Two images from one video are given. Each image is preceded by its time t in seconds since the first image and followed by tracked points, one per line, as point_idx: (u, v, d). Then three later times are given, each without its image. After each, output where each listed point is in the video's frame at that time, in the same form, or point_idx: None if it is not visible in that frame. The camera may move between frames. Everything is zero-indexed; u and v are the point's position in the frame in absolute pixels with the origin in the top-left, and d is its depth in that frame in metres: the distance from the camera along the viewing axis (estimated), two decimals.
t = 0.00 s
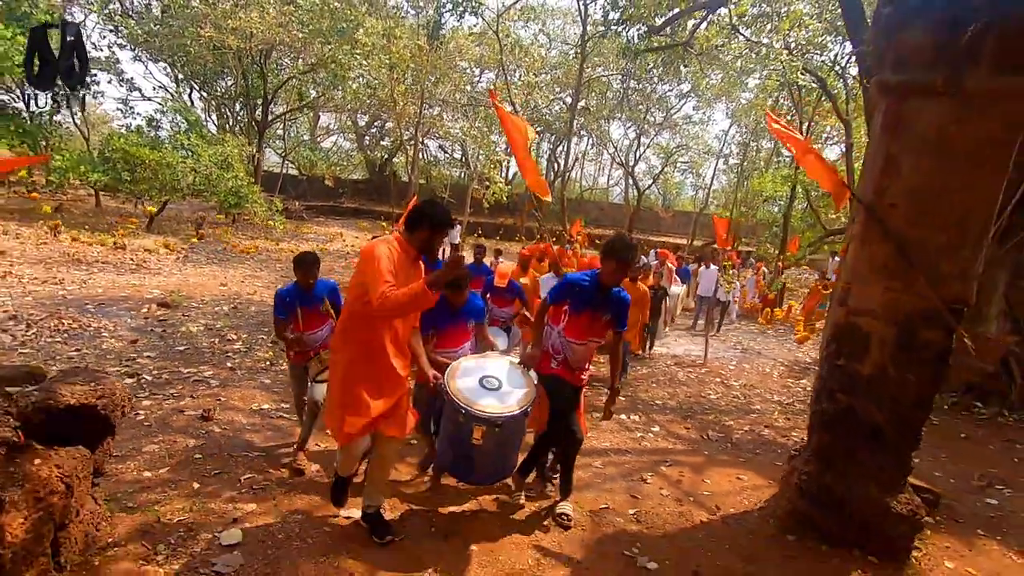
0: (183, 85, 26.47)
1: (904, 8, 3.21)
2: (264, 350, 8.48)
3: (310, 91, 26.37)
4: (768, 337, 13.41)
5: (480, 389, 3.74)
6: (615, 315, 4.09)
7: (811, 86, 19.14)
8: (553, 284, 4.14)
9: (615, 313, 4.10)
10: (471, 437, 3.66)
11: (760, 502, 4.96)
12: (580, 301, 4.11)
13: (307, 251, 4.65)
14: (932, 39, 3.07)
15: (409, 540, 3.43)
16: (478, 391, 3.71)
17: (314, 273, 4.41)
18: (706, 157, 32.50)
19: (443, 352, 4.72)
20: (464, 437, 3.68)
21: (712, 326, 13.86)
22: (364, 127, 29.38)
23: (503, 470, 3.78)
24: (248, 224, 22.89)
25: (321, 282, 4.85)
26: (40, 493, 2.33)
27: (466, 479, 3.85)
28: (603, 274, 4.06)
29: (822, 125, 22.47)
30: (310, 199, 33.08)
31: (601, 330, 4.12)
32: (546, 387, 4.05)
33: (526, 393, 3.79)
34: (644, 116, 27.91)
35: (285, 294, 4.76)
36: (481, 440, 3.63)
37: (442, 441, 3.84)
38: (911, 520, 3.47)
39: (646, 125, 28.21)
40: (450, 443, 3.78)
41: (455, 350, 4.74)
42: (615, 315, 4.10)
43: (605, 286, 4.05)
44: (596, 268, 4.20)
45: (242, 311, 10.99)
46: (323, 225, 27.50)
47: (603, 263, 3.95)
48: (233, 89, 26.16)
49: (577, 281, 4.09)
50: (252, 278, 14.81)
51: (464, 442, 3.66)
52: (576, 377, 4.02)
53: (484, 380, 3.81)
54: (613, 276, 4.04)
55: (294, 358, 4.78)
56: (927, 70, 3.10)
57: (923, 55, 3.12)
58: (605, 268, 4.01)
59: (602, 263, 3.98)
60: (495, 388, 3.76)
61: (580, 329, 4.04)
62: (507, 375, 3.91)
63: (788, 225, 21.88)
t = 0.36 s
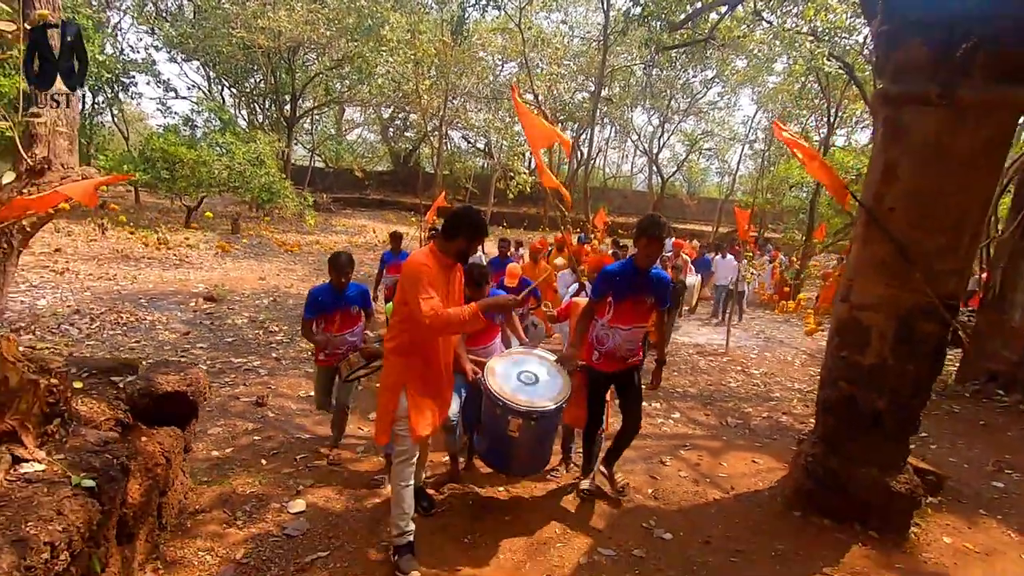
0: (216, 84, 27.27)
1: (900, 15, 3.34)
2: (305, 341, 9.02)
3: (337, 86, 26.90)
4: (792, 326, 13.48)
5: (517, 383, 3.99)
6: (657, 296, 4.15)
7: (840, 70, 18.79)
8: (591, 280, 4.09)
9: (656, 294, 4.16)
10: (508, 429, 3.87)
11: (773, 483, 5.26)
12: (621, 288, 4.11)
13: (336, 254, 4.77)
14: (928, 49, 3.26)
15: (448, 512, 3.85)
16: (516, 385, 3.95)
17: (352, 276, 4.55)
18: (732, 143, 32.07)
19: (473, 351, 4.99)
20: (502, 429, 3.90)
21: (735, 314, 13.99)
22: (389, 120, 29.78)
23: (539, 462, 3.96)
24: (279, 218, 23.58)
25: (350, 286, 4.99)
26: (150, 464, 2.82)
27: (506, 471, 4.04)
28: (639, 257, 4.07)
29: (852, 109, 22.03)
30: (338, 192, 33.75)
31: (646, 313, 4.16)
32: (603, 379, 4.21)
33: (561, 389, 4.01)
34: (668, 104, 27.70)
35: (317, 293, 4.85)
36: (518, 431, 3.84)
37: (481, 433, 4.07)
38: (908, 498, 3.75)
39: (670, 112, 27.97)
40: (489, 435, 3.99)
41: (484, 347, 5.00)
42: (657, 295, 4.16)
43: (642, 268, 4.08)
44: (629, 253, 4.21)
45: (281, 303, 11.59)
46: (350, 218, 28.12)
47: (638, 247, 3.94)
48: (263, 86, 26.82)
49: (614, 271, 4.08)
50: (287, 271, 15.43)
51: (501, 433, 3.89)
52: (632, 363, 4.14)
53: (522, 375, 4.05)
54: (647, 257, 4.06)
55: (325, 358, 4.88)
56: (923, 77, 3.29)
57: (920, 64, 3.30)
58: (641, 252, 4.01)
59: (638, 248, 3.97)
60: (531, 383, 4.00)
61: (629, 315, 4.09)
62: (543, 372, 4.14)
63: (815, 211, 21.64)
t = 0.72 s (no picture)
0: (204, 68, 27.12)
1: (850, 14, 3.67)
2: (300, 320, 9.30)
3: (326, 69, 26.83)
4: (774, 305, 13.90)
5: (510, 361, 3.65)
6: (659, 275, 3.89)
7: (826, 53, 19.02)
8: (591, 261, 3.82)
9: (657, 273, 3.90)
10: (500, 409, 3.55)
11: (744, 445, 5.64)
12: (621, 266, 3.88)
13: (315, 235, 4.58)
14: (876, 45, 3.58)
15: (439, 468, 4.04)
16: (508, 362, 3.61)
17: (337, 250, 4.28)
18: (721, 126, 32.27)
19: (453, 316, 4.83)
20: (492, 408, 3.58)
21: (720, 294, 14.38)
22: (378, 103, 29.70)
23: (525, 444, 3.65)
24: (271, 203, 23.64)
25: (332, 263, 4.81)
26: (171, 419, 3.14)
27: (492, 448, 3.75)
28: (638, 235, 3.81)
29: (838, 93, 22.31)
30: (329, 176, 33.73)
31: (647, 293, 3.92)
32: (605, 363, 3.95)
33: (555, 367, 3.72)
34: (657, 88, 27.92)
35: (299, 274, 4.70)
36: (510, 411, 3.53)
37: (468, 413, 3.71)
38: (859, 449, 4.12)
39: (659, 95, 28.09)
40: (477, 415, 3.65)
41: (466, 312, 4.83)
42: (658, 274, 3.90)
43: (641, 246, 3.81)
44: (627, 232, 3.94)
45: (276, 285, 11.82)
46: (341, 202, 28.14)
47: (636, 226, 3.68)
48: (251, 69, 26.64)
49: (613, 250, 3.81)
50: (280, 255, 15.62)
51: (492, 413, 3.57)
52: (637, 352, 3.84)
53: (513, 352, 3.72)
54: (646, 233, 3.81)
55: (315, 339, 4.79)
56: (872, 71, 3.63)
57: (869, 58, 3.63)
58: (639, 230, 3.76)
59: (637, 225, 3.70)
60: (525, 363, 3.67)
61: (630, 296, 3.86)
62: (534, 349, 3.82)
63: (801, 194, 22.01)
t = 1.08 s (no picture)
0: (172, 65, 26.66)
1: (788, 29, 4.01)
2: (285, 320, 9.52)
3: (299, 65, 26.54)
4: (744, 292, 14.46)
5: (491, 376, 3.64)
6: (635, 284, 3.91)
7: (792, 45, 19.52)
8: (568, 274, 3.77)
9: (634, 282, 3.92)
10: (483, 424, 3.58)
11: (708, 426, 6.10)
12: (597, 278, 3.87)
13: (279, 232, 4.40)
14: (811, 59, 3.94)
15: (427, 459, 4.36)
16: (489, 377, 3.61)
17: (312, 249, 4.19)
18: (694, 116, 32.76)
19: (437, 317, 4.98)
20: (475, 422, 3.60)
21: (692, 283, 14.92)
22: (353, 98, 29.49)
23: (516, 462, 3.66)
24: (247, 202, 23.47)
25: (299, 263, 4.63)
26: (179, 419, 3.41)
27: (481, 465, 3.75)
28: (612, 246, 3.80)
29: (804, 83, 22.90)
30: (304, 173, 33.43)
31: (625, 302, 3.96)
32: (585, 375, 3.89)
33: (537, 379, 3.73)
34: (630, 80, 28.24)
35: (260, 275, 4.45)
36: (494, 426, 3.56)
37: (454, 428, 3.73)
38: (807, 425, 4.56)
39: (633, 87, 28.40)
40: (461, 431, 3.68)
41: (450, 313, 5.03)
42: (635, 282, 3.92)
43: (616, 257, 3.81)
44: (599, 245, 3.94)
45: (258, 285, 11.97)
46: (318, 199, 28.01)
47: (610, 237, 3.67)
48: (221, 66, 26.24)
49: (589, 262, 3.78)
50: (259, 255, 15.67)
51: (474, 428, 3.60)
52: (617, 360, 3.85)
53: (494, 367, 3.71)
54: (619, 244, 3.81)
55: (284, 341, 4.51)
56: (809, 83, 4.00)
57: (805, 70, 3.99)
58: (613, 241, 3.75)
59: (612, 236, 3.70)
60: (505, 376, 3.68)
61: (608, 305, 3.87)
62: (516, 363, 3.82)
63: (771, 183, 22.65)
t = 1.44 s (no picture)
0: (164, 70, 26.76)
1: (748, 41, 4.34)
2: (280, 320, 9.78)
3: (291, 69, 26.69)
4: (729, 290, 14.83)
5: (484, 393, 3.45)
6: (606, 285, 3.84)
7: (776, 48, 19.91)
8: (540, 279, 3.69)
9: (606, 282, 3.86)
10: (476, 444, 3.38)
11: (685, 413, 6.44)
12: (568, 281, 3.78)
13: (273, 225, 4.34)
14: (768, 69, 4.29)
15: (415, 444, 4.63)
16: (482, 394, 3.42)
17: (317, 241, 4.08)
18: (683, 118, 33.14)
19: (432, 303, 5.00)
20: (468, 440, 3.40)
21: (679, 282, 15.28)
22: (345, 101, 29.64)
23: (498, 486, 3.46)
24: (239, 205, 23.62)
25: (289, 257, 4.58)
26: (187, 404, 3.68)
27: (469, 484, 3.56)
28: (578, 247, 3.72)
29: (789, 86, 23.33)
30: (297, 176, 33.54)
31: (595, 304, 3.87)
32: (563, 378, 3.83)
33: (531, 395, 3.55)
34: (619, 82, 28.60)
35: (252, 269, 4.37)
36: (487, 445, 3.37)
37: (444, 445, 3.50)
38: (772, 408, 4.90)
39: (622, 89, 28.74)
40: (451, 451, 3.46)
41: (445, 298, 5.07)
42: (606, 283, 3.85)
43: (584, 259, 3.72)
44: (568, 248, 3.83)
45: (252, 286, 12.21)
46: (310, 202, 28.15)
47: (576, 238, 3.60)
48: (213, 70, 26.37)
49: (555, 266, 3.69)
50: (253, 257, 15.88)
51: (466, 449, 3.39)
52: (594, 362, 3.74)
53: (486, 384, 3.52)
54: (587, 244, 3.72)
55: (263, 339, 4.47)
56: (766, 90, 4.35)
57: (763, 80, 4.34)
58: (579, 242, 3.67)
59: (577, 238, 3.63)
60: (498, 391, 3.50)
61: (580, 307, 3.79)
62: (508, 379, 3.64)
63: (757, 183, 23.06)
